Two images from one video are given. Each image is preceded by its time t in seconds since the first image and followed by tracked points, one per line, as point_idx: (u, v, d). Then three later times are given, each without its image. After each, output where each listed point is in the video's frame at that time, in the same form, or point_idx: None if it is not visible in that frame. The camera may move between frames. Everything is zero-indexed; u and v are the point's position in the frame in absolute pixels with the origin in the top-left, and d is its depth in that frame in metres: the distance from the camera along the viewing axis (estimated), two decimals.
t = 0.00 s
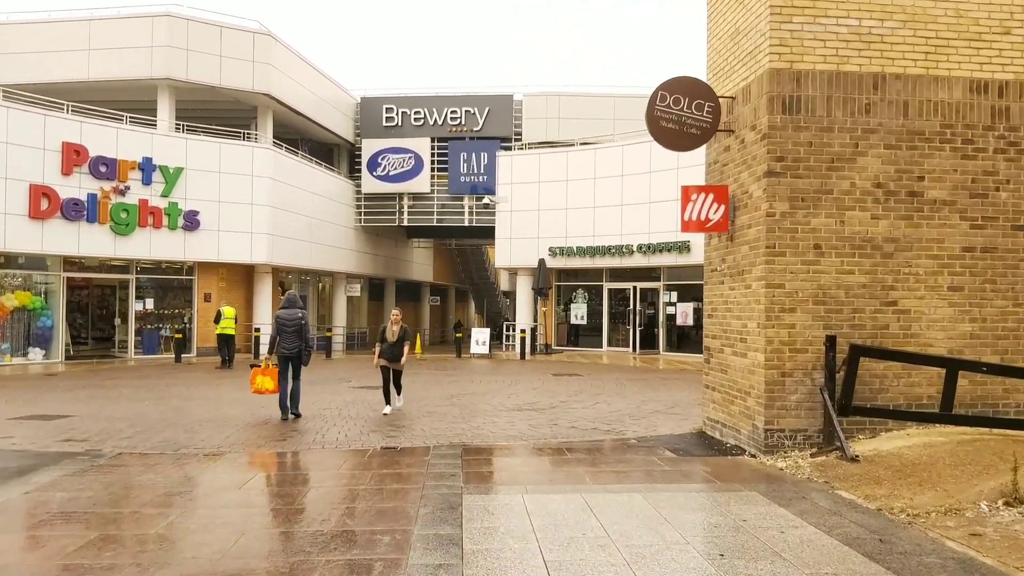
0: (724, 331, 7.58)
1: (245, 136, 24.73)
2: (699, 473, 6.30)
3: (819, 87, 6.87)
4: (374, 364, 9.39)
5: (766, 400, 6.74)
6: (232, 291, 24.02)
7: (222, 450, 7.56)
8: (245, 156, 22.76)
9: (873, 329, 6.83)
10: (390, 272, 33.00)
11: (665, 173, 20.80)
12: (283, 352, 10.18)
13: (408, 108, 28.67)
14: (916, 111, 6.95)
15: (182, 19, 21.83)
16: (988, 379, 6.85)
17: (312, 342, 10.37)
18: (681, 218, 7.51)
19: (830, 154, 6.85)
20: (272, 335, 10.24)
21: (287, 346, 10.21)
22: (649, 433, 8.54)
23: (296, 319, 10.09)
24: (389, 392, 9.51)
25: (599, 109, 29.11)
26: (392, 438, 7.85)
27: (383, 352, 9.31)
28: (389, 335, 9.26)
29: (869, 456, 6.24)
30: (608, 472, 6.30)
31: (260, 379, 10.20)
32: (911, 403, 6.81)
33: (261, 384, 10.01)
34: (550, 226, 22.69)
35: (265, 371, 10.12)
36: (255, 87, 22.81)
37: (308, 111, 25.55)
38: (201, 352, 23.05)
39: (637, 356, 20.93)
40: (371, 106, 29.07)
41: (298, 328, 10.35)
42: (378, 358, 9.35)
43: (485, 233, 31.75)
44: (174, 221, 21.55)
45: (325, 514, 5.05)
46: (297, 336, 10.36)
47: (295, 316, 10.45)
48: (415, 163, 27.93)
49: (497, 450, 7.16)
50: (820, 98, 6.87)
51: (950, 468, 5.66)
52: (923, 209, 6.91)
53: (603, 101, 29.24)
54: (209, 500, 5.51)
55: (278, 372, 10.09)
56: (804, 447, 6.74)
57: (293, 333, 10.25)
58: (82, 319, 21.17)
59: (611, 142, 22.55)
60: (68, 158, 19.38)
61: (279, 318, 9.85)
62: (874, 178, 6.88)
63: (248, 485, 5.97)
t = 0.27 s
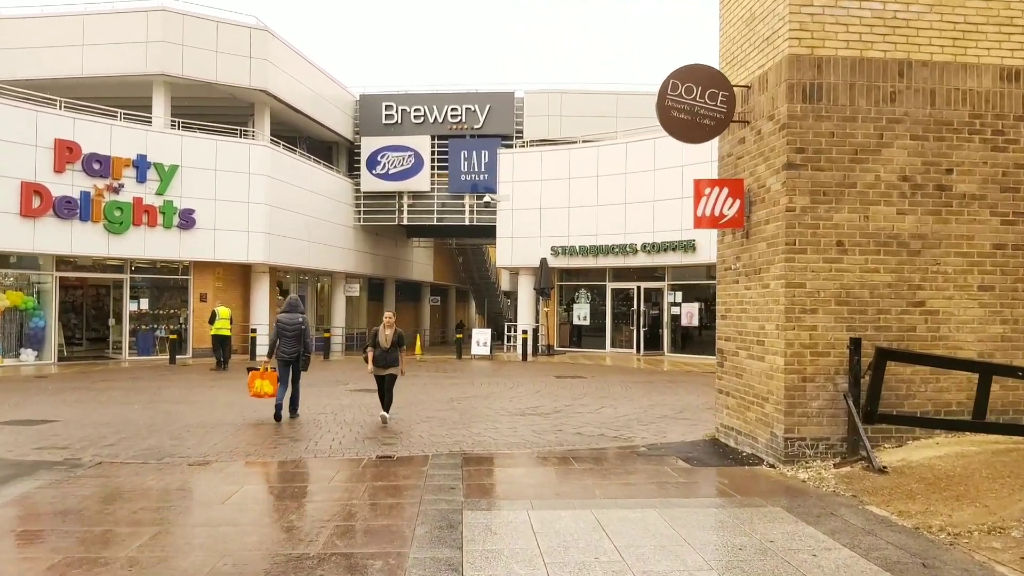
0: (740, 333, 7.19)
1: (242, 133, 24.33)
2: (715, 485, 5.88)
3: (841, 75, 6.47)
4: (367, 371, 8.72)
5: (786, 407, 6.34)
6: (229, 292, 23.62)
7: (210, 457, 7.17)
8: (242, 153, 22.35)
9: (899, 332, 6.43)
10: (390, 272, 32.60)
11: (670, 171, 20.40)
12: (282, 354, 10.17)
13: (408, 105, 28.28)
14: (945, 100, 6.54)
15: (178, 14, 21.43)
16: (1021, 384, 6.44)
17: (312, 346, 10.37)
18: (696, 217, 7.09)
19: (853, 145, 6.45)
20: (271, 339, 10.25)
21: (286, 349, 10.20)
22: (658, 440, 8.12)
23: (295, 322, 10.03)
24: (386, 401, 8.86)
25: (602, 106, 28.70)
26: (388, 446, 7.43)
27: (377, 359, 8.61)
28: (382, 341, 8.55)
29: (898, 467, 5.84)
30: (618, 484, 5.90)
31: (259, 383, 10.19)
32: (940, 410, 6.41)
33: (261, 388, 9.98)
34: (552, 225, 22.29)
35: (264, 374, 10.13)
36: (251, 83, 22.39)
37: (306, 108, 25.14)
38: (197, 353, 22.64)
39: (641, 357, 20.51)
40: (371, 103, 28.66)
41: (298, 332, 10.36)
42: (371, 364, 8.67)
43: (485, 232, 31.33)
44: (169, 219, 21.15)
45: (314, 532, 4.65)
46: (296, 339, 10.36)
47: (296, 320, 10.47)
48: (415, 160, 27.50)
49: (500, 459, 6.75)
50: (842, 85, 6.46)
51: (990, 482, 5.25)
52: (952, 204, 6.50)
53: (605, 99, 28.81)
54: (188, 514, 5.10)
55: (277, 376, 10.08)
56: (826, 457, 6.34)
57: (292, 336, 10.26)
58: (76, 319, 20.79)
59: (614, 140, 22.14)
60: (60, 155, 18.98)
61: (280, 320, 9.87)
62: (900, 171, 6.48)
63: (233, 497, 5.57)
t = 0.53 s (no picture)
0: (752, 333, 6.87)
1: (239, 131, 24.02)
2: (729, 493, 5.57)
3: (859, 61, 6.16)
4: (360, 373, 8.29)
5: (803, 411, 6.02)
6: (226, 292, 23.30)
7: (198, 464, 6.86)
8: (239, 152, 22.05)
9: (920, 331, 6.11)
10: (389, 272, 32.26)
11: (672, 168, 20.08)
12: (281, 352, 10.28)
13: (407, 103, 27.96)
14: (969, 87, 6.22)
15: (173, 10, 21.11)
16: None
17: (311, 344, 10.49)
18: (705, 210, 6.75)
19: (872, 134, 6.14)
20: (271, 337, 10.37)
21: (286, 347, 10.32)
22: (666, 444, 7.80)
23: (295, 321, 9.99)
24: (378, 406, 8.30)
25: (603, 104, 28.38)
26: (384, 451, 7.12)
27: (367, 358, 8.20)
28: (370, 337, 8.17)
29: (923, 475, 5.52)
30: (626, 493, 5.57)
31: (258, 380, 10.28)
32: (964, 414, 6.09)
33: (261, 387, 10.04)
34: (553, 223, 21.97)
35: (264, 372, 10.23)
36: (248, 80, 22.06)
37: (303, 106, 24.82)
38: (193, 355, 22.31)
39: (643, 358, 20.17)
40: (369, 102, 28.36)
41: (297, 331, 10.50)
42: (363, 365, 8.24)
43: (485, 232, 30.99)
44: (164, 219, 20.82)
45: (302, 547, 4.33)
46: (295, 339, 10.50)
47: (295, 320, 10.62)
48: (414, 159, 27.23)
49: (502, 466, 6.44)
50: (861, 72, 6.15)
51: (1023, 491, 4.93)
52: (976, 196, 6.18)
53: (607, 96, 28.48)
54: (170, 526, 4.79)
55: (277, 373, 10.18)
56: (845, 464, 6.02)
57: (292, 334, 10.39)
58: (72, 320, 20.49)
59: (616, 137, 21.82)
60: (53, 153, 18.67)
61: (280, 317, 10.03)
62: (921, 162, 6.17)
63: (219, 508, 5.25)
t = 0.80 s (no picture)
0: (756, 335, 6.62)
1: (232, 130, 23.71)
2: (734, 504, 5.30)
3: (869, 51, 5.92)
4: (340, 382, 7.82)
5: (812, 417, 5.76)
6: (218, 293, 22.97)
7: (179, 470, 6.56)
8: (231, 150, 21.74)
9: (932, 334, 5.87)
10: (384, 273, 31.97)
11: (670, 168, 19.83)
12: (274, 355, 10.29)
13: (402, 103, 27.76)
14: (983, 79, 5.98)
15: (165, 7, 20.80)
16: None
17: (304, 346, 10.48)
18: (709, 208, 6.48)
19: (883, 128, 5.90)
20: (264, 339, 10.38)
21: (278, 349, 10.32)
22: (666, 450, 7.53)
23: (288, 322, 10.13)
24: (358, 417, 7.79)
25: (599, 103, 28.14)
26: (374, 457, 6.84)
27: (349, 365, 7.75)
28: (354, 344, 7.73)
29: (938, 484, 5.27)
30: (627, 502, 5.29)
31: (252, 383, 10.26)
32: (979, 421, 5.85)
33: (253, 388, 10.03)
34: (549, 224, 21.71)
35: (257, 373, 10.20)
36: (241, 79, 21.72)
37: (297, 105, 24.52)
38: (184, 356, 21.97)
39: (641, 360, 19.91)
40: (364, 101, 28.08)
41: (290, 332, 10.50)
42: (344, 373, 7.78)
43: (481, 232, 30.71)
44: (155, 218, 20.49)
45: (282, 563, 4.05)
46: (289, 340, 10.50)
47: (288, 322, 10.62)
48: (410, 159, 26.99)
49: (496, 473, 6.16)
50: (870, 63, 5.92)
51: None
52: (991, 193, 5.93)
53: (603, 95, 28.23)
54: (143, 539, 4.51)
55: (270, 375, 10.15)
56: (854, 472, 5.77)
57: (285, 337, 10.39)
58: (61, 321, 20.16)
59: (613, 136, 21.59)
60: (42, 151, 18.35)
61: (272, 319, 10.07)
62: (933, 157, 5.93)
63: (198, 518, 4.98)
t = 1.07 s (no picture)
0: (767, 334, 6.27)
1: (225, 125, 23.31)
2: (748, 515, 4.93)
3: (889, 31, 5.56)
4: (316, 383, 7.05)
5: (828, 422, 5.40)
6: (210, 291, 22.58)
7: (156, 477, 6.19)
8: (223, 146, 21.35)
9: (956, 333, 5.51)
10: (380, 271, 31.57)
11: (670, 164, 19.46)
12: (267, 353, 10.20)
13: (398, 98, 27.37)
14: (1009, 61, 5.62)
15: None
16: None
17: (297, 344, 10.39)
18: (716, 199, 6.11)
19: (903, 114, 5.55)
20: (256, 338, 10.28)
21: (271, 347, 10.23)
22: (671, 455, 7.17)
23: (281, 320, 10.20)
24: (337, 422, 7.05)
25: (598, 99, 27.76)
26: (363, 464, 6.46)
27: (326, 364, 6.96)
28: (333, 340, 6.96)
29: (964, 494, 4.92)
30: (633, 513, 4.94)
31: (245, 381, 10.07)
32: (1005, 425, 5.49)
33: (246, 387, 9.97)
34: (547, 220, 21.34)
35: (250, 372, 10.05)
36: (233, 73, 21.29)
37: (291, 100, 24.11)
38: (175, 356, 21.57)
39: (640, 359, 19.55)
40: (359, 97, 27.67)
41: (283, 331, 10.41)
42: (320, 373, 7.01)
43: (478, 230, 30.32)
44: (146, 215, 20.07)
45: None
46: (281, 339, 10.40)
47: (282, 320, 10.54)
48: (406, 155, 26.48)
49: (492, 481, 5.79)
50: (890, 44, 5.56)
51: None
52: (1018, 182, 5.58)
53: (602, 91, 27.83)
54: (108, 557, 4.14)
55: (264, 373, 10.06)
56: (873, 480, 5.42)
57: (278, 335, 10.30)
58: (50, 320, 19.78)
59: (612, 131, 21.22)
60: (29, 146, 17.95)
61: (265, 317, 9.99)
62: (957, 144, 5.57)
63: (170, 532, 4.61)
